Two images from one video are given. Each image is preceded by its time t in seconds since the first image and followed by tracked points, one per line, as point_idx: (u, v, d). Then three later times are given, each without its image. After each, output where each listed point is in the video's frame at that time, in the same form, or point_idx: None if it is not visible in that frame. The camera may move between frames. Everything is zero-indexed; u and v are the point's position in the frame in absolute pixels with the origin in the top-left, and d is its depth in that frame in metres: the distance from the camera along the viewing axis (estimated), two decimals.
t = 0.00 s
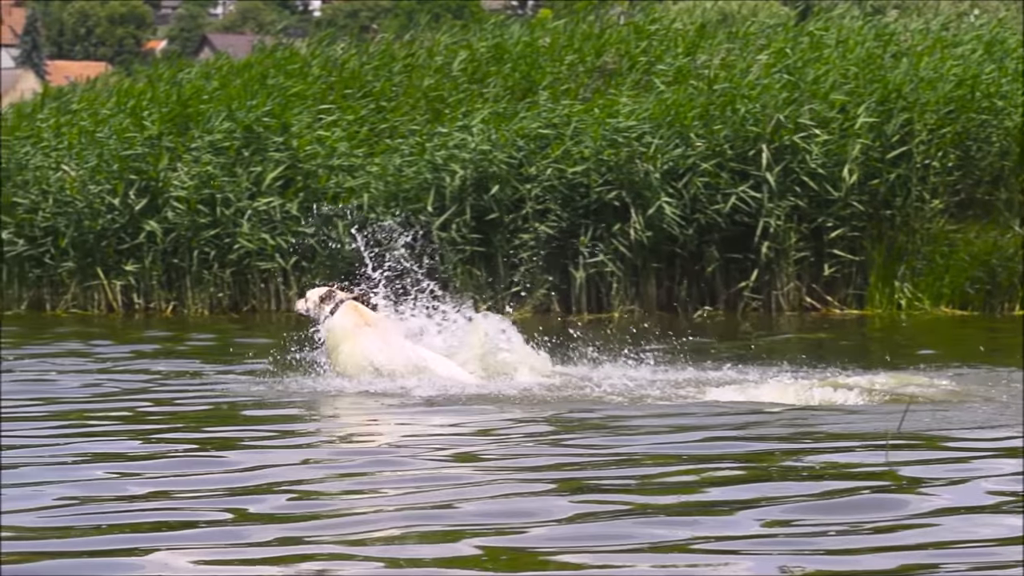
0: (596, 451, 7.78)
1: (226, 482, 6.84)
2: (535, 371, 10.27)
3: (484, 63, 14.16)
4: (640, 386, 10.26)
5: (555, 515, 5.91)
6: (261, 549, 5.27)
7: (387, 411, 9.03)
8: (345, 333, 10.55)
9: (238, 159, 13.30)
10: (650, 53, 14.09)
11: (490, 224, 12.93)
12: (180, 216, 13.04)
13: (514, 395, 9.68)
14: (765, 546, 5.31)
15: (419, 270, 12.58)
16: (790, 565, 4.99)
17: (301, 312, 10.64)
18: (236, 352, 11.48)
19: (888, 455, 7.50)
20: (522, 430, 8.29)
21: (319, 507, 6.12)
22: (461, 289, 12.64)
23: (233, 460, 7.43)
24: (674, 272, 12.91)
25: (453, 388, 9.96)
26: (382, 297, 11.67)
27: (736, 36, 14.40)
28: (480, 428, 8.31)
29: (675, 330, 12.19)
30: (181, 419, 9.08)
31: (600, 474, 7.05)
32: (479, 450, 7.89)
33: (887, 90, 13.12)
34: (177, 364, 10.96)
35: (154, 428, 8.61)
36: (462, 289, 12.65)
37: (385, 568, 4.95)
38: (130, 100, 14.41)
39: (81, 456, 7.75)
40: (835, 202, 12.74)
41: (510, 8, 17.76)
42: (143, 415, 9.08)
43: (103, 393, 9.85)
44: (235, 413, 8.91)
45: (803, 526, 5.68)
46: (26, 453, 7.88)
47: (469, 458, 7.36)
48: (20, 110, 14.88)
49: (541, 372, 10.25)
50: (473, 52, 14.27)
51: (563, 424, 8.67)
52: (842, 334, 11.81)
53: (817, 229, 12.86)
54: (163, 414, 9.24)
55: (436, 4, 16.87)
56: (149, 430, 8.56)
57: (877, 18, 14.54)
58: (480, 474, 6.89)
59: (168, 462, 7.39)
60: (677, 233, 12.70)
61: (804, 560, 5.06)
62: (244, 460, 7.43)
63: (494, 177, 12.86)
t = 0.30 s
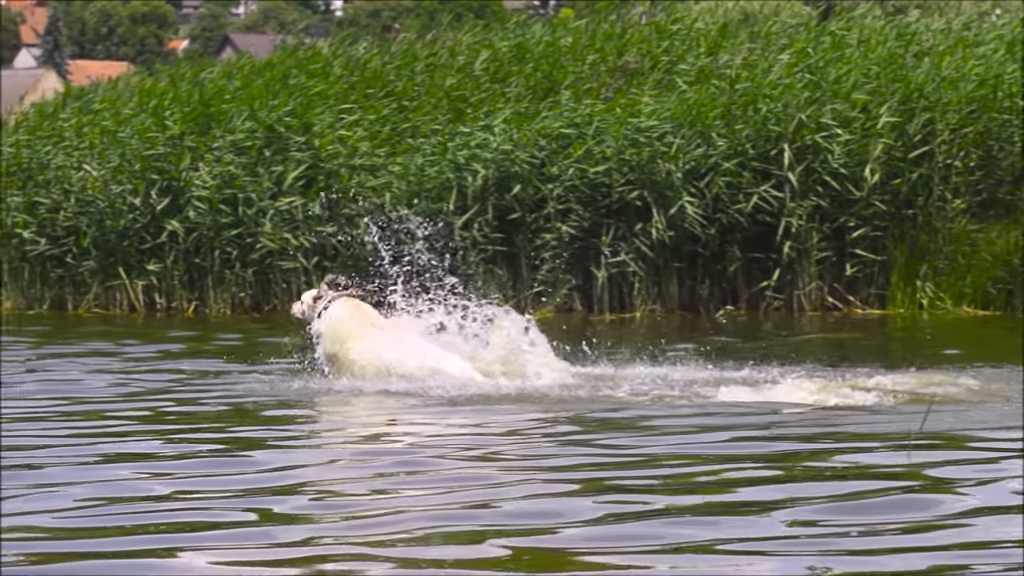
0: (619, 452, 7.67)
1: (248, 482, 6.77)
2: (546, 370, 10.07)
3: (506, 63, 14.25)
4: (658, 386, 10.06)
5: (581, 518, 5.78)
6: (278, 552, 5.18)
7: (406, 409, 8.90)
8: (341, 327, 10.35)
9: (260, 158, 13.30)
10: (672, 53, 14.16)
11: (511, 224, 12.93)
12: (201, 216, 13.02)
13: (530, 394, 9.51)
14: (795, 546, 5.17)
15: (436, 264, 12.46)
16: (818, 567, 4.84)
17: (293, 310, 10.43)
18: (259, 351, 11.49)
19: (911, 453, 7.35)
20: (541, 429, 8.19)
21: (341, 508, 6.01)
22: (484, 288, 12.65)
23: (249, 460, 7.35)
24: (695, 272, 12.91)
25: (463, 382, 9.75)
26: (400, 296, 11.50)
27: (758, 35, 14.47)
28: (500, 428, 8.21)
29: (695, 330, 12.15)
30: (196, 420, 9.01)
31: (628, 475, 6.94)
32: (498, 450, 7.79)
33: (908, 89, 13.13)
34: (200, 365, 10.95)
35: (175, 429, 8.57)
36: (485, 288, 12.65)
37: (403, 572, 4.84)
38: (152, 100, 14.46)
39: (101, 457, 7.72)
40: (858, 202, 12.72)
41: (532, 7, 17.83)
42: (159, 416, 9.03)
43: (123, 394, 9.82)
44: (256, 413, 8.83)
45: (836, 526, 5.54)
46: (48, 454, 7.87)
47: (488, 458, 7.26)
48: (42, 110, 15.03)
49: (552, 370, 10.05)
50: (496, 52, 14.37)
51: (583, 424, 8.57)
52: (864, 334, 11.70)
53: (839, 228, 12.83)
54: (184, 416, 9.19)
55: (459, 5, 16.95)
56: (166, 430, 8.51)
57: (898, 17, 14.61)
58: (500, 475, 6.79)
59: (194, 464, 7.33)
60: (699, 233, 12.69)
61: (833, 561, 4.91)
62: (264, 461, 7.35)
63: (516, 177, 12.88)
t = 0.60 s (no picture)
0: (647, 452, 7.62)
1: (276, 483, 6.75)
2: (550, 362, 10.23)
3: (531, 62, 14.29)
4: (664, 380, 10.10)
5: (608, 519, 5.75)
6: (306, 554, 5.16)
7: (431, 408, 8.85)
8: (343, 326, 10.15)
9: (285, 158, 13.30)
10: (697, 53, 14.20)
11: (536, 224, 12.95)
12: (226, 216, 13.02)
13: (546, 391, 9.49)
14: (826, 548, 5.13)
15: (455, 262, 12.62)
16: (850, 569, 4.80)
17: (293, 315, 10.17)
18: (284, 351, 11.49)
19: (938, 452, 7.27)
20: (567, 429, 8.14)
21: (368, 510, 5.97)
22: (509, 288, 12.66)
23: (272, 460, 7.31)
24: (721, 271, 12.89)
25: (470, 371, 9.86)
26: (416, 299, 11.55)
27: (783, 35, 14.49)
28: (525, 428, 8.16)
29: (718, 330, 12.13)
30: (218, 419, 8.99)
31: (657, 476, 6.89)
32: (523, 450, 7.73)
33: (933, 88, 13.11)
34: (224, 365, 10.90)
35: (201, 430, 8.55)
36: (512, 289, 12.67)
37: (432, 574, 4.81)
38: (177, 100, 14.49)
39: (128, 457, 7.72)
40: (882, 201, 12.70)
41: (557, 7, 17.87)
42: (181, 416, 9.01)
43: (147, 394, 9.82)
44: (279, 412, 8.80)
45: (867, 528, 5.49)
46: (77, 454, 7.88)
47: (515, 459, 7.21)
48: (67, 110, 15.12)
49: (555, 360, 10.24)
50: (520, 52, 14.41)
51: (608, 424, 8.53)
52: (891, 334, 11.65)
53: (863, 228, 12.80)
54: (208, 415, 9.18)
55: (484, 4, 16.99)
56: (190, 430, 8.49)
57: (923, 17, 14.64)
58: (528, 477, 6.73)
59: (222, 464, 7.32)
60: (724, 233, 12.70)
61: (866, 564, 4.86)
62: (291, 461, 7.33)
63: (541, 176, 12.90)
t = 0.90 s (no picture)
0: (672, 451, 7.56)
1: (300, 482, 6.69)
2: (545, 362, 10.25)
3: (551, 62, 14.31)
4: (683, 381, 9.99)
5: (638, 520, 5.69)
6: (331, 552, 5.12)
7: (450, 409, 8.81)
8: (341, 326, 10.31)
9: (305, 158, 13.32)
10: (718, 53, 14.20)
11: (556, 224, 12.94)
12: (246, 215, 13.03)
13: (565, 392, 9.43)
14: (857, 549, 5.07)
15: (475, 262, 12.53)
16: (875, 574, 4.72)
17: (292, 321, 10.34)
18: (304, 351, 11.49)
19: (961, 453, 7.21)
20: (587, 429, 8.10)
21: (395, 508, 5.92)
22: (529, 288, 12.67)
23: (290, 460, 7.27)
24: (741, 271, 12.86)
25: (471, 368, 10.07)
26: (432, 299, 11.45)
27: (804, 34, 14.51)
28: (545, 429, 8.13)
29: (739, 330, 12.09)
30: (235, 418, 8.96)
31: (679, 475, 6.84)
32: (543, 450, 7.70)
33: (954, 88, 13.08)
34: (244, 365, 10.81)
35: (224, 430, 8.51)
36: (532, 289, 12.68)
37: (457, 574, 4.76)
38: (197, 100, 14.51)
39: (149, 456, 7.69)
40: (903, 201, 12.69)
41: (577, 5, 17.89)
42: (197, 415, 8.99)
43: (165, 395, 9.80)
44: (300, 412, 8.74)
45: (899, 530, 5.43)
46: (100, 453, 7.85)
47: (536, 460, 7.17)
48: (88, 109, 15.17)
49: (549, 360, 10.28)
50: (541, 52, 14.42)
51: (627, 424, 8.50)
52: (911, 334, 11.66)
53: (883, 228, 12.79)
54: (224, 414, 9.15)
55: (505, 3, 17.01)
56: (207, 429, 8.46)
57: (944, 17, 14.64)
58: (550, 478, 6.69)
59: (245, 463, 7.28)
60: (745, 233, 12.70)
61: (894, 567, 4.80)
62: (315, 460, 7.28)
63: (561, 177, 12.89)
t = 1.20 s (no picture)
0: (694, 450, 7.54)
1: (329, 481, 6.61)
2: (570, 365, 10.27)
3: (573, 62, 14.35)
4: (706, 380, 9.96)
5: (663, 519, 5.66)
6: (354, 553, 5.09)
7: (470, 409, 8.78)
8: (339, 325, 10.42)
9: (327, 158, 13.33)
10: (740, 53, 14.23)
11: (578, 224, 12.94)
12: (268, 215, 13.04)
13: (588, 393, 9.42)
14: (882, 550, 5.04)
15: (498, 264, 12.50)
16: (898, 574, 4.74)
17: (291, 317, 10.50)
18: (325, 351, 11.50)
19: (985, 454, 7.17)
20: (609, 429, 8.08)
21: (421, 508, 5.87)
22: (551, 289, 12.67)
23: (311, 459, 7.25)
24: (764, 272, 12.80)
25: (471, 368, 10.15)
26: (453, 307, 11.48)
27: (826, 34, 14.55)
28: (566, 428, 8.10)
29: (761, 330, 12.04)
30: (253, 415, 8.95)
31: (704, 474, 6.81)
32: (566, 448, 7.67)
33: (976, 87, 13.07)
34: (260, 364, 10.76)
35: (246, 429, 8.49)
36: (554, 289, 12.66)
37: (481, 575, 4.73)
38: (219, 100, 14.56)
39: (168, 454, 7.69)
40: (925, 201, 12.68)
41: (599, 5, 17.94)
42: (216, 414, 8.98)
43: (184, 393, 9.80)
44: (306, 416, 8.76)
45: (923, 531, 5.39)
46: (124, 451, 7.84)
47: (559, 459, 7.15)
48: (110, 109, 15.24)
49: (563, 363, 10.31)
50: (563, 52, 14.47)
51: (648, 423, 8.48)
52: (932, 334, 11.57)
53: (905, 228, 12.76)
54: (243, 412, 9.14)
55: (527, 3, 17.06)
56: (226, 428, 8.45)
57: (967, 17, 14.65)
58: (574, 477, 6.67)
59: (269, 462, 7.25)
60: (767, 233, 12.69)
61: (917, 568, 4.79)
62: (341, 460, 7.19)
63: (583, 176, 12.93)
